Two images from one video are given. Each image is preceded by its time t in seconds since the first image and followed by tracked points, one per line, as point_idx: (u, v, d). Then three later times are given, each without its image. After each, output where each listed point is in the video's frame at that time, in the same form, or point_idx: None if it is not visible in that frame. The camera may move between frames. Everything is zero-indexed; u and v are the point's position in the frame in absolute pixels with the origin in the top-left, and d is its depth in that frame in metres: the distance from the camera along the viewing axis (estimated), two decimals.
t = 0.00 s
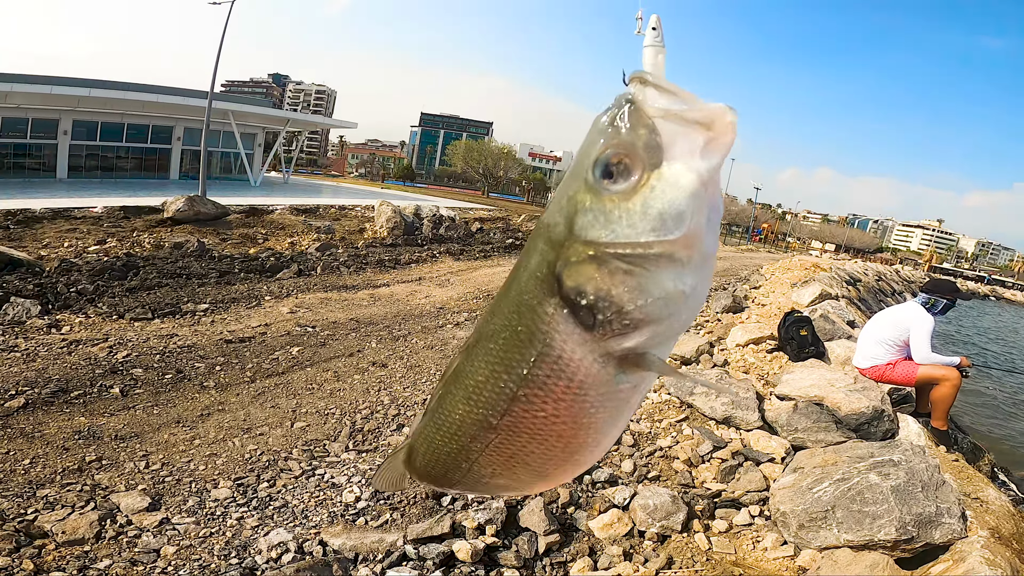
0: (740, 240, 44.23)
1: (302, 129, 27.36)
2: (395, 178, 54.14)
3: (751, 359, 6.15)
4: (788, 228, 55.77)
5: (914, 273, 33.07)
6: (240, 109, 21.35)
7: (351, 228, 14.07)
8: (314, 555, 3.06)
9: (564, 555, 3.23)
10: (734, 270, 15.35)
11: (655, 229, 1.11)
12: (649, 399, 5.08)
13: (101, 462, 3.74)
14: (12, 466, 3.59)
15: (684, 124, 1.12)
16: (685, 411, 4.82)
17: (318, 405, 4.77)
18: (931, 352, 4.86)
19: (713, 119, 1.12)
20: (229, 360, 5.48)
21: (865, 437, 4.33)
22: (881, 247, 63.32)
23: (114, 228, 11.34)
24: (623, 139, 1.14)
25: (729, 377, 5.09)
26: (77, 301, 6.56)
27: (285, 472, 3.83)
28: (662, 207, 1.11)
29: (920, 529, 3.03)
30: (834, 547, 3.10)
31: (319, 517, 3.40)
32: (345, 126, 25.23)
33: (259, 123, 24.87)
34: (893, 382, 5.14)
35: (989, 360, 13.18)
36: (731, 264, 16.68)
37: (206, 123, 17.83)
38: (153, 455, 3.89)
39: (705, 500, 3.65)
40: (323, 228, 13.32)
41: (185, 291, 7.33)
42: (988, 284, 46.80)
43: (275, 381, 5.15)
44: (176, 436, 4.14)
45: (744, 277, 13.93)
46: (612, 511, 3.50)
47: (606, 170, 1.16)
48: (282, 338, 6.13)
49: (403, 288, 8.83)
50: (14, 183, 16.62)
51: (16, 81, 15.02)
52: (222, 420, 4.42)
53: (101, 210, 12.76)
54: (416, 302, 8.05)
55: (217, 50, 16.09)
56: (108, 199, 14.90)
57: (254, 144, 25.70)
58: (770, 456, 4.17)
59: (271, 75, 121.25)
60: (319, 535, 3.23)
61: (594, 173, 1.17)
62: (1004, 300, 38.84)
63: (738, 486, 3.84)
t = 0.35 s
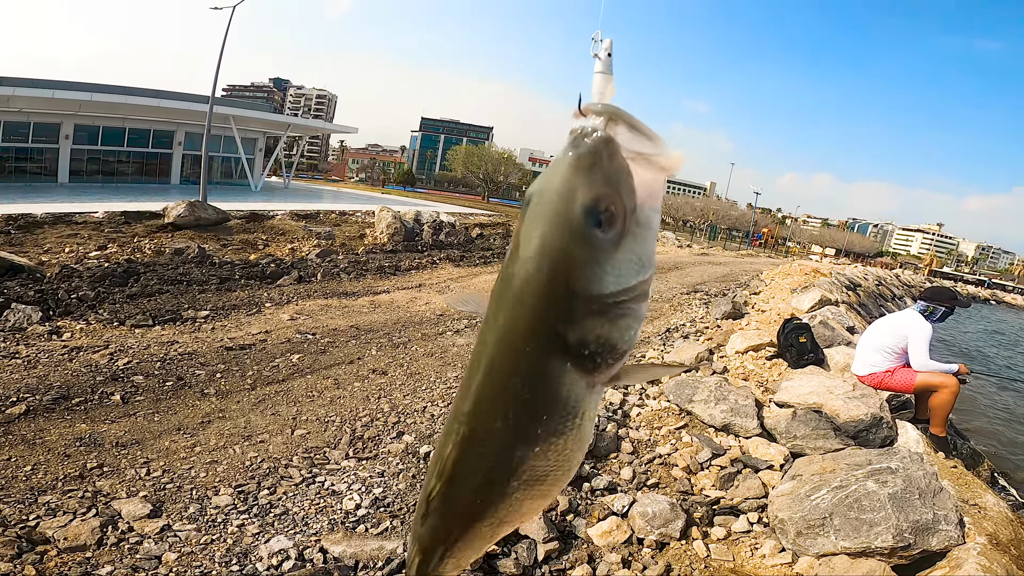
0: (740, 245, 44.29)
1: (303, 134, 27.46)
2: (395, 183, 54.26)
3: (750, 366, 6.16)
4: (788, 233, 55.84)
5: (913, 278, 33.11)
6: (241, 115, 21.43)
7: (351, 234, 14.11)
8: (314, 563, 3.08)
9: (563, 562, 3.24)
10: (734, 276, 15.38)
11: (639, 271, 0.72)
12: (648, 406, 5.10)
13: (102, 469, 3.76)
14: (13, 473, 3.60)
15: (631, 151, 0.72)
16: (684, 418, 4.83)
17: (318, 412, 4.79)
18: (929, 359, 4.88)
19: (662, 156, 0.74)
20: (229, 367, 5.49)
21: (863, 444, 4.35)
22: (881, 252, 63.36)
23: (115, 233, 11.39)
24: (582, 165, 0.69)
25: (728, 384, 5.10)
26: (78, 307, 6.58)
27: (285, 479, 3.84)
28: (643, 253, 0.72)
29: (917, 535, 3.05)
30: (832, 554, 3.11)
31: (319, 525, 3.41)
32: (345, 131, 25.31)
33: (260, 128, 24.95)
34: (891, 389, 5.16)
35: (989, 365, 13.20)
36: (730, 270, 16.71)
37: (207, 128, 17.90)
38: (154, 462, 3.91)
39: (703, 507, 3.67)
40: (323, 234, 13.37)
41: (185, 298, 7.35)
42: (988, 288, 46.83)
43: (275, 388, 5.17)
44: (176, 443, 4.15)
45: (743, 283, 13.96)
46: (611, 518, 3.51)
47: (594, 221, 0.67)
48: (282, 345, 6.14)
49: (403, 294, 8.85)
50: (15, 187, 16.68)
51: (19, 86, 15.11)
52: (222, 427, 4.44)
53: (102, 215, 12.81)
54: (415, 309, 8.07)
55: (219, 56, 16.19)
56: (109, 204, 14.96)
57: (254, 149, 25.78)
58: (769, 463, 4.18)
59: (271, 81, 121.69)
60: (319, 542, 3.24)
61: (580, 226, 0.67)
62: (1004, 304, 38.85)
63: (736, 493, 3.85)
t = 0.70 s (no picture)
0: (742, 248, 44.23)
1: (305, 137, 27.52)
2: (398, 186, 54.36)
3: (751, 369, 6.16)
4: (790, 237, 55.75)
5: (916, 281, 33.04)
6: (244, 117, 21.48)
7: (354, 236, 14.13)
8: (313, 565, 3.09)
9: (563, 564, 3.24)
10: (736, 279, 15.37)
11: (519, 220, 1.20)
12: (649, 410, 5.10)
13: (104, 470, 3.77)
14: (15, 473, 3.62)
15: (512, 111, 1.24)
16: (685, 422, 4.83)
17: (320, 414, 4.80)
18: (930, 363, 4.87)
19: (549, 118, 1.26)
20: (231, 369, 5.50)
21: (864, 447, 4.34)
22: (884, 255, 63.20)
23: (118, 235, 11.42)
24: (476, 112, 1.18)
25: (729, 388, 5.09)
26: (80, 309, 6.60)
27: (286, 481, 3.85)
28: (521, 198, 1.20)
29: (918, 539, 3.05)
30: (831, 557, 3.10)
31: (320, 526, 3.42)
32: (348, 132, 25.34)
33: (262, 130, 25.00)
34: (893, 392, 5.15)
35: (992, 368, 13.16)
36: (733, 273, 16.68)
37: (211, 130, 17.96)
38: (155, 463, 3.92)
39: (703, 510, 3.67)
40: (326, 236, 13.39)
41: (188, 300, 7.37)
42: (991, 292, 46.67)
43: (277, 391, 5.18)
44: (178, 445, 4.16)
45: (746, 286, 13.95)
46: (610, 521, 3.52)
47: (473, 160, 1.15)
48: (284, 347, 6.15)
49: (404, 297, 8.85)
50: (19, 188, 16.77)
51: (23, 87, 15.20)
52: (224, 429, 4.45)
53: (105, 217, 12.85)
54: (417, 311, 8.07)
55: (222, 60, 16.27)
56: (112, 206, 15.01)
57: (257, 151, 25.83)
58: (769, 467, 4.18)
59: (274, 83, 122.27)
60: (319, 544, 3.25)
61: (459, 165, 1.14)
62: (1007, 307, 38.71)
63: (737, 496, 3.85)
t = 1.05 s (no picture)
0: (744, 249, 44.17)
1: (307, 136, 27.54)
2: (399, 186, 54.41)
3: (753, 370, 6.15)
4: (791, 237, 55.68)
5: (917, 281, 33.02)
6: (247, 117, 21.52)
7: (355, 236, 14.15)
8: (315, 564, 3.09)
9: (563, 565, 3.25)
10: (737, 279, 15.37)
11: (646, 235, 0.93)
12: (650, 410, 5.10)
13: (105, 469, 3.78)
14: (18, 472, 3.63)
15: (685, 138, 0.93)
16: (685, 422, 4.84)
17: (321, 414, 4.81)
18: (932, 363, 4.87)
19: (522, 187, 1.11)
20: (232, 368, 5.51)
21: (865, 448, 4.34)
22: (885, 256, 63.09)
23: (120, 235, 11.46)
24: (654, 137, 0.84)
25: (730, 388, 5.09)
26: (83, 308, 6.62)
27: (287, 480, 3.86)
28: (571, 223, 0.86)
29: (919, 539, 3.05)
30: (832, 557, 3.11)
31: (321, 526, 3.43)
32: (350, 132, 25.37)
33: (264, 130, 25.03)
34: (894, 393, 5.14)
35: (993, 369, 13.14)
36: (734, 273, 16.68)
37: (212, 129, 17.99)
38: (157, 463, 3.93)
39: (704, 511, 3.67)
40: (327, 236, 13.40)
41: (189, 299, 7.39)
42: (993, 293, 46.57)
43: (278, 390, 5.19)
44: (180, 444, 4.17)
45: (747, 287, 13.94)
46: (611, 521, 3.52)
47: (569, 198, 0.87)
48: (285, 347, 6.17)
49: (405, 296, 8.87)
50: (22, 188, 16.82)
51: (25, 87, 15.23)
52: (226, 429, 4.46)
53: (108, 216, 12.88)
54: (418, 311, 8.08)
55: (224, 59, 16.31)
56: (114, 205, 15.05)
57: (259, 151, 25.85)
58: (771, 467, 4.18)
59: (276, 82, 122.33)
60: (320, 544, 3.25)
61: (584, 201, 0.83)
62: (1009, 308, 38.65)
63: (738, 497, 3.85)
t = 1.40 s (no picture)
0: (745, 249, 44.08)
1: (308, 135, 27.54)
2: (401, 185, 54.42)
3: (755, 368, 6.13)
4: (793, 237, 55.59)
5: (919, 282, 32.99)
6: (249, 116, 21.52)
7: (357, 235, 14.13)
8: (316, 562, 3.07)
9: (565, 562, 3.23)
10: (739, 279, 15.35)
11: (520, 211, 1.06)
12: (652, 408, 5.09)
13: (106, 466, 3.77)
14: (18, 469, 3.62)
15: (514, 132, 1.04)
16: (688, 420, 4.82)
17: (322, 411, 4.80)
18: (935, 362, 4.85)
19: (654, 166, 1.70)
20: (233, 366, 5.50)
21: (868, 447, 4.33)
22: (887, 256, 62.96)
23: (122, 233, 11.46)
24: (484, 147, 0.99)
25: (732, 386, 5.07)
26: (84, 305, 6.62)
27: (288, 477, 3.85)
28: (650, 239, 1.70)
29: (923, 538, 3.03)
30: (835, 556, 3.09)
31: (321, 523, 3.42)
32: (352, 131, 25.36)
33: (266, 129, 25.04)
34: (897, 392, 5.12)
35: (995, 369, 13.10)
36: (735, 273, 16.65)
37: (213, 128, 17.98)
38: (157, 459, 3.92)
39: (706, 509, 3.65)
40: (328, 234, 13.39)
41: (191, 297, 7.39)
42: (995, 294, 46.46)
43: (279, 387, 5.18)
44: (180, 441, 4.16)
45: (748, 286, 13.91)
46: (613, 519, 3.50)
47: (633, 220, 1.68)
48: (287, 344, 6.16)
49: (407, 295, 8.86)
50: (23, 186, 16.84)
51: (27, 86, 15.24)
52: (226, 426, 4.45)
53: (109, 214, 12.88)
54: (419, 309, 8.07)
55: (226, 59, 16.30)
56: (116, 203, 15.05)
57: (261, 150, 25.87)
58: (773, 465, 4.16)
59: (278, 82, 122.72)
60: (320, 541, 3.25)
61: (650, 236, 1.67)
62: (1010, 309, 38.58)
63: (740, 495, 3.83)
